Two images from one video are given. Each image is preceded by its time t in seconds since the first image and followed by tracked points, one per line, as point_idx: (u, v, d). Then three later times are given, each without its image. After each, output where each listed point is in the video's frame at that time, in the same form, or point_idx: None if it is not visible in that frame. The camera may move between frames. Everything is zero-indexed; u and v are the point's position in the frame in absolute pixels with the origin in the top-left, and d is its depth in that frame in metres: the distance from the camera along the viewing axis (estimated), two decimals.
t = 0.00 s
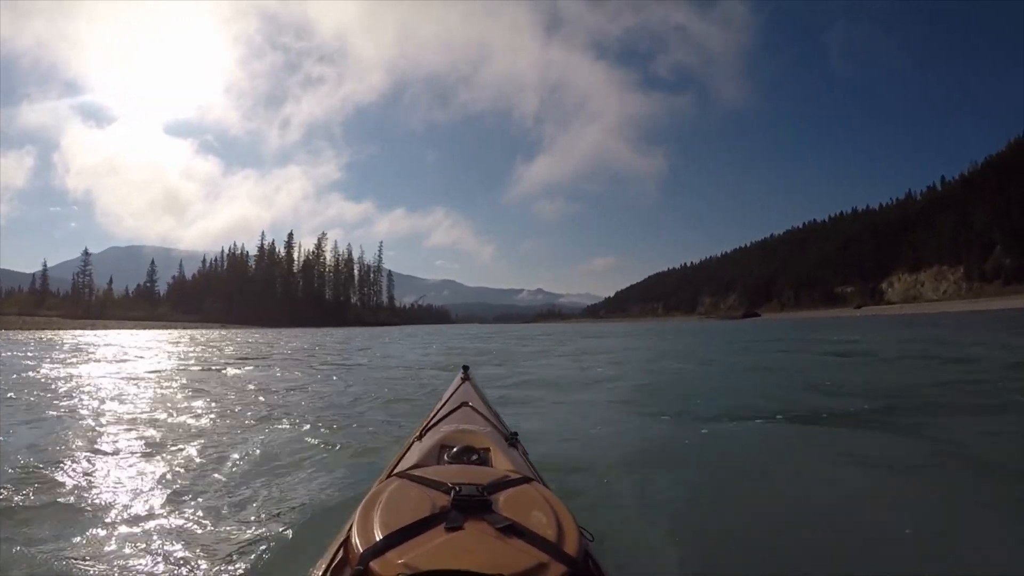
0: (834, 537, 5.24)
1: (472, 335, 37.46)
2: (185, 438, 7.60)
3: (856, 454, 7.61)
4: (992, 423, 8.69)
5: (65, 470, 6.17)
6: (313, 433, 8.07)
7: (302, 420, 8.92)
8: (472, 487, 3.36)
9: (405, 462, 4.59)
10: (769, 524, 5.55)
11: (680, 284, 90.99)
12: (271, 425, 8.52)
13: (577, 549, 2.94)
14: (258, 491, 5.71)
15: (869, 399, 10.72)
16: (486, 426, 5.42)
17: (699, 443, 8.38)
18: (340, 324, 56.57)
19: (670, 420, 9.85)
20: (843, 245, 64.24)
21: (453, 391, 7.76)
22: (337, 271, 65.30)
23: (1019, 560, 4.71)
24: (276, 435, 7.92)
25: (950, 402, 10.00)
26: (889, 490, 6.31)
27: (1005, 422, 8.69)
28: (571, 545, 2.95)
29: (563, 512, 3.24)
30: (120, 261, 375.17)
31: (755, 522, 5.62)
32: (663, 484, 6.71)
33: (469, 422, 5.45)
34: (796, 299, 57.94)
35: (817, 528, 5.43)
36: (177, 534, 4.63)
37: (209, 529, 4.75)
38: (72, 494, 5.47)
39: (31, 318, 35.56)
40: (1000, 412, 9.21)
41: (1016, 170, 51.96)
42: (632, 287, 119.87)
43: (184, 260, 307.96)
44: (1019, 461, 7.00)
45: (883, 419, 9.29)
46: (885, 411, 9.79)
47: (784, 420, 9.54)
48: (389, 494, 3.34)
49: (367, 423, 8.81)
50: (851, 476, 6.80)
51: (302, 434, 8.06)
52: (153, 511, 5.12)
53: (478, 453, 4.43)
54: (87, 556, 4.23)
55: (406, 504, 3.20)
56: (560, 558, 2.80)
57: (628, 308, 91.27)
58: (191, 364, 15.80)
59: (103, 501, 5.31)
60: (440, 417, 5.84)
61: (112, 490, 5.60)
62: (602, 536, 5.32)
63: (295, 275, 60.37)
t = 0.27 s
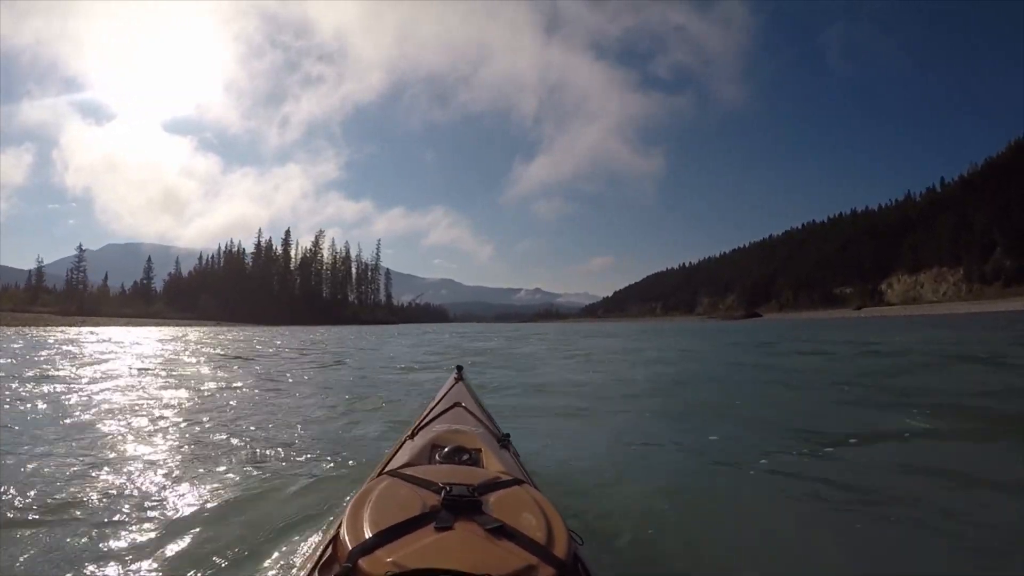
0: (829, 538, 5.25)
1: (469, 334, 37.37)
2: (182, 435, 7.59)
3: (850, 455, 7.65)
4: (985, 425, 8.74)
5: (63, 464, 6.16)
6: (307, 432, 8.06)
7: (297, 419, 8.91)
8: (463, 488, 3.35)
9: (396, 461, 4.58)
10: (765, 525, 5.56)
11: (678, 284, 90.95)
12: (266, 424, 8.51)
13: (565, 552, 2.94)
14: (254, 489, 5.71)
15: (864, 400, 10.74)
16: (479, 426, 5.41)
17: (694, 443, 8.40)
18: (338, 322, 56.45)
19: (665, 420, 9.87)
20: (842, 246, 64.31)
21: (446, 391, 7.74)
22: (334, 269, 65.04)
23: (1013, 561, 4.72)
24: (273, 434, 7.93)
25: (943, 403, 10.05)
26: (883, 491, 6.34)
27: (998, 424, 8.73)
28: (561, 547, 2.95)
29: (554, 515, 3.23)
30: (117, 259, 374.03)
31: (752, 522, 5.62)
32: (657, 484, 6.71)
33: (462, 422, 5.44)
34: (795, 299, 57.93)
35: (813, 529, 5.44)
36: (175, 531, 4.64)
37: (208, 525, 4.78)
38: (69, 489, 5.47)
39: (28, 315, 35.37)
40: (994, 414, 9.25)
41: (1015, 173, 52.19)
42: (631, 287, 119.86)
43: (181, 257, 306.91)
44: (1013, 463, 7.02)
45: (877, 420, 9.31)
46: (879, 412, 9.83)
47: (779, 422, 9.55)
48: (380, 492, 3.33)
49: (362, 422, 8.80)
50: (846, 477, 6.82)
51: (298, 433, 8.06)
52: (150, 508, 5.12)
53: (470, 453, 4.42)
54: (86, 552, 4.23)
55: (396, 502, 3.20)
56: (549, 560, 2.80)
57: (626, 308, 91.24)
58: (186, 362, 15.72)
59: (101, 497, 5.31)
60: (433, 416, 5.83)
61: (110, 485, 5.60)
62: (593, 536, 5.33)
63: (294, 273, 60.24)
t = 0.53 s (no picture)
0: (840, 538, 5.20)
1: (468, 335, 37.26)
2: (182, 435, 7.54)
3: (853, 455, 7.61)
4: (987, 425, 8.71)
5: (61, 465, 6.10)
6: (306, 433, 8.01)
7: (297, 419, 8.88)
8: (466, 489, 3.29)
9: (397, 465, 4.51)
10: (773, 526, 5.50)
11: (678, 284, 90.95)
12: (266, 424, 8.47)
13: (572, 549, 2.87)
14: (254, 488, 5.66)
15: (865, 401, 10.70)
16: (480, 427, 5.34)
17: (695, 444, 8.35)
18: (337, 323, 56.27)
19: (666, 421, 9.82)
20: (841, 247, 64.31)
21: (445, 391, 7.68)
22: (333, 268, 64.89)
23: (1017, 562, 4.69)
24: (273, 433, 7.88)
25: (945, 404, 10.01)
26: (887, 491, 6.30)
27: (1002, 424, 8.69)
28: (567, 545, 2.88)
29: (558, 512, 3.17)
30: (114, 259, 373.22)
31: (760, 524, 5.56)
32: (661, 485, 6.65)
33: (462, 424, 5.38)
34: (795, 300, 57.91)
35: (822, 529, 5.39)
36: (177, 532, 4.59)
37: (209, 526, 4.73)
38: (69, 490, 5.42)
39: (25, 315, 35.16)
40: (997, 414, 9.21)
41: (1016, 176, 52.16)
42: (630, 288, 119.73)
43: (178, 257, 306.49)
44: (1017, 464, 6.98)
45: (878, 421, 9.29)
46: (880, 412, 9.79)
47: (781, 422, 9.51)
48: (384, 497, 3.26)
49: (363, 422, 8.78)
50: (850, 476, 6.78)
51: (299, 432, 8.02)
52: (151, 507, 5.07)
53: (472, 455, 4.36)
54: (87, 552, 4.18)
55: (400, 507, 3.13)
56: (555, 558, 2.74)
57: (626, 309, 91.15)
58: (185, 362, 15.64)
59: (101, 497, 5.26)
60: (434, 418, 5.76)
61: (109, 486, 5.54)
62: (596, 537, 5.27)
63: (293, 273, 60.08)
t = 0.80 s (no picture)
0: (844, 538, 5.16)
1: (467, 334, 37.24)
2: (180, 435, 7.52)
3: (853, 454, 7.57)
4: (988, 424, 8.69)
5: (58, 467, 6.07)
6: (305, 433, 7.98)
7: (296, 419, 8.85)
8: (463, 489, 3.25)
9: (394, 467, 4.46)
10: (776, 526, 5.46)
11: (678, 283, 90.90)
12: (265, 423, 8.44)
13: (570, 549, 2.83)
14: (252, 488, 5.63)
15: (866, 400, 10.68)
16: (476, 427, 5.30)
17: (695, 443, 8.31)
18: (337, 322, 56.23)
19: (665, 420, 9.79)
20: (842, 246, 64.24)
21: (442, 391, 7.65)
22: (333, 267, 64.81)
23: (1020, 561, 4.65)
24: (271, 433, 7.85)
25: (945, 403, 9.97)
26: (888, 491, 6.26)
27: (1003, 423, 8.65)
28: (565, 544, 2.84)
29: (556, 512, 3.13)
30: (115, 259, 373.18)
31: (764, 524, 5.52)
32: (663, 485, 6.60)
33: (459, 424, 5.33)
34: (796, 299, 57.84)
35: (825, 529, 5.35)
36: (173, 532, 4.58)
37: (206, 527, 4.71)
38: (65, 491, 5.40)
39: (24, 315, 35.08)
40: (998, 413, 9.18)
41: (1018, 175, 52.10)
42: (631, 287, 119.60)
43: (178, 256, 306.17)
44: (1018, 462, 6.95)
45: (879, 420, 9.26)
46: (880, 412, 9.77)
47: (780, 421, 9.48)
48: (381, 498, 3.22)
49: (362, 421, 8.75)
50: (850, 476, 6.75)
51: (297, 432, 7.99)
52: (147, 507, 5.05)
53: (468, 454, 4.31)
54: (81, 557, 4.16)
55: (397, 508, 3.09)
56: (553, 557, 2.69)
57: (626, 308, 91.06)
58: (184, 362, 15.61)
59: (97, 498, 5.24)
60: (429, 419, 5.72)
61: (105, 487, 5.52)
62: (593, 537, 5.23)
63: (293, 273, 60.01)
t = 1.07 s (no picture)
0: (848, 539, 5.13)
1: (468, 334, 37.22)
2: (179, 434, 7.51)
3: (853, 454, 7.55)
4: (989, 424, 8.67)
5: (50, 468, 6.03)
6: (302, 433, 7.97)
7: (294, 419, 8.83)
8: (456, 487, 3.22)
9: (387, 465, 4.44)
10: (776, 526, 5.43)
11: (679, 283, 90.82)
12: (263, 423, 8.43)
13: (562, 549, 2.81)
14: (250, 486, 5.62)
15: (865, 400, 10.66)
16: (471, 426, 5.27)
17: (692, 443, 8.29)
18: (338, 322, 56.25)
19: (662, 420, 9.76)
20: (844, 245, 64.15)
21: (438, 390, 7.62)
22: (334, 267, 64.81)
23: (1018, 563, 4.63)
24: (271, 432, 7.85)
25: (944, 404, 9.96)
26: (885, 491, 6.24)
27: (1000, 424, 8.64)
28: (557, 544, 2.82)
29: (550, 513, 3.10)
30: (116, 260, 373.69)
31: (763, 525, 5.49)
32: (661, 485, 6.57)
33: (454, 422, 5.31)
34: (798, 299, 57.74)
35: (828, 530, 5.32)
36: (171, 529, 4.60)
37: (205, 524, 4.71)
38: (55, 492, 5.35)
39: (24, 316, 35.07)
40: (997, 414, 9.17)
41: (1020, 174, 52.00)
42: (632, 287, 119.52)
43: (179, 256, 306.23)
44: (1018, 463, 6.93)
45: (879, 420, 9.23)
46: (878, 412, 9.75)
47: (779, 422, 9.46)
48: (374, 495, 3.20)
49: (360, 421, 8.74)
50: (849, 476, 6.73)
51: (295, 432, 7.98)
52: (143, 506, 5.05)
53: (462, 453, 4.29)
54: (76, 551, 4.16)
55: (390, 505, 3.07)
56: (545, 557, 2.67)
57: (627, 309, 90.95)
58: (184, 363, 15.60)
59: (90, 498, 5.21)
60: (424, 417, 5.69)
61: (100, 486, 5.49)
62: (588, 537, 5.22)
63: (294, 273, 60.04)
